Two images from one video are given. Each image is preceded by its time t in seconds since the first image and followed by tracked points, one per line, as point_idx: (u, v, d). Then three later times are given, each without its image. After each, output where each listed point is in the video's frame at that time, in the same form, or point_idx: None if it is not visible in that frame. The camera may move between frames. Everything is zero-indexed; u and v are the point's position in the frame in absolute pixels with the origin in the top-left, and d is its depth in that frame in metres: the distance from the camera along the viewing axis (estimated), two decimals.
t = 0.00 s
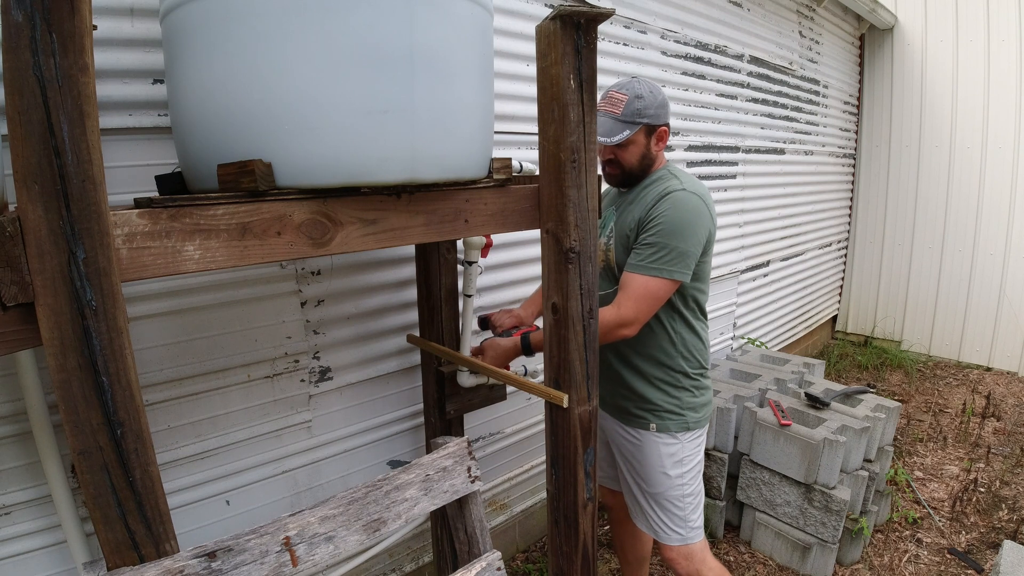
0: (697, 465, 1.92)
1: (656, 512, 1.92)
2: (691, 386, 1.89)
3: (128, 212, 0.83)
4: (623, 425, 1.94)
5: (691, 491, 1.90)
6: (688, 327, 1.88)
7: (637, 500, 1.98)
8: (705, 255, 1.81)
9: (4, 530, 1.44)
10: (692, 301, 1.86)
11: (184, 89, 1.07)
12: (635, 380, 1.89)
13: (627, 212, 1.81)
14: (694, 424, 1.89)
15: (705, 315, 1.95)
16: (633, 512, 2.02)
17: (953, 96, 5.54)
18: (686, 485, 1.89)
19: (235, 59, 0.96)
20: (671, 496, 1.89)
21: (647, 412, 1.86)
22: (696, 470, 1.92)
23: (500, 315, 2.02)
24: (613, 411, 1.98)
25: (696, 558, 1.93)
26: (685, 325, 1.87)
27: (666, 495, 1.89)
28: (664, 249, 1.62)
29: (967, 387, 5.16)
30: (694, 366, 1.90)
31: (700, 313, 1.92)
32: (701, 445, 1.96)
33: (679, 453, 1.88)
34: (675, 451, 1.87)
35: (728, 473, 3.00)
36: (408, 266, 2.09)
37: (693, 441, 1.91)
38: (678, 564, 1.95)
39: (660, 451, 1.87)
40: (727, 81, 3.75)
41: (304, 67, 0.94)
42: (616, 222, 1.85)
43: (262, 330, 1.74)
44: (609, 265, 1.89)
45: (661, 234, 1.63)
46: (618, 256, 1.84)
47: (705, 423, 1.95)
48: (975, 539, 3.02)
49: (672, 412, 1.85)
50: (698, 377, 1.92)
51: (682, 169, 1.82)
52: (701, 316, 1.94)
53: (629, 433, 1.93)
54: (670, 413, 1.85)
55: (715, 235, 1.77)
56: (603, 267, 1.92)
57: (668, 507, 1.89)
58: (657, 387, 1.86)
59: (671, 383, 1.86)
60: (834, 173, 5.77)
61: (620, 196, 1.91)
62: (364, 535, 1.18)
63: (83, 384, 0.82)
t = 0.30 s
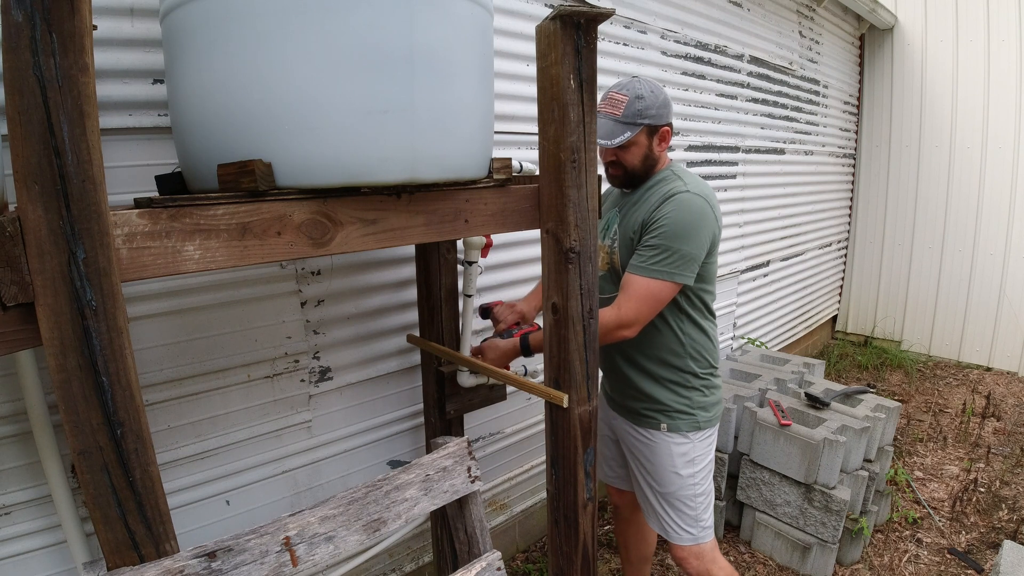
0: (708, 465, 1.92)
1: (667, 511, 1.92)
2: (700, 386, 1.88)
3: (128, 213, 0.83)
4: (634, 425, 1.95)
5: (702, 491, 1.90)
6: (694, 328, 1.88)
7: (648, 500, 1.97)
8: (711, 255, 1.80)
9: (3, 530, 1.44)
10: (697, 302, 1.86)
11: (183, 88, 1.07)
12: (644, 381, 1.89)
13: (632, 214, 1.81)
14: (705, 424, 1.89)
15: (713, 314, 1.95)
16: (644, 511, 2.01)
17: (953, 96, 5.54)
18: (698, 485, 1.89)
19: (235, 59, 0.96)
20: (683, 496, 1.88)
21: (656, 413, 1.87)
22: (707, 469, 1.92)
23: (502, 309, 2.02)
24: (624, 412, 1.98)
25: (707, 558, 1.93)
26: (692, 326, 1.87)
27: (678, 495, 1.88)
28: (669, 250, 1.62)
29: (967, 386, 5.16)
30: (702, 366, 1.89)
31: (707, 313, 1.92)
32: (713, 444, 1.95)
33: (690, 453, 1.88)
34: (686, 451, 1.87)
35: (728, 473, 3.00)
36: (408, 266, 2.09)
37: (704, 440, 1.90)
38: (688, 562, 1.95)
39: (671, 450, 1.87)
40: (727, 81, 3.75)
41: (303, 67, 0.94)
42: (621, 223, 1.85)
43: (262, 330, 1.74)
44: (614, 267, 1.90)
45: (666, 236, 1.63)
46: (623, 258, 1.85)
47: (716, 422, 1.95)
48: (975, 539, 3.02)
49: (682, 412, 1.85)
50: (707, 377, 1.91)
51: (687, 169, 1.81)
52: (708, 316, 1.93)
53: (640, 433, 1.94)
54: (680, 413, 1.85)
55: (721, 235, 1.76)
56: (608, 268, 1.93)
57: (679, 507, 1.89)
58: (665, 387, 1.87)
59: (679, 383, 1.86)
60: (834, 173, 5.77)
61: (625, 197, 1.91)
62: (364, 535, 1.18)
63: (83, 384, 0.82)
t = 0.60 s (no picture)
0: (712, 466, 1.92)
1: (672, 512, 1.92)
2: (704, 387, 1.88)
3: (128, 212, 0.83)
4: (638, 426, 1.95)
5: (707, 492, 1.90)
6: (697, 329, 1.87)
7: (652, 501, 1.98)
8: (712, 257, 1.80)
9: (4, 530, 1.44)
10: (699, 303, 1.85)
11: (184, 88, 1.07)
12: (647, 383, 1.90)
13: (633, 216, 1.81)
14: (709, 425, 1.88)
15: (716, 315, 1.94)
16: (648, 511, 2.02)
17: (953, 96, 5.54)
18: (702, 486, 1.89)
19: (235, 59, 0.96)
20: (686, 497, 1.88)
21: (660, 414, 1.87)
22: (712, 470, 1.92)
23: (498, 306, 2.02)
24: (628, 412, 1.99)
25: (712, 558, 1.93)
26: (694, 328, 1.86)
27: (682, 496, 1.89)
28: (670, 252, 1.62)
29: (967, 386, 5.15)
30: (705, 368, 1.89)
31: (710, 313, 1.91)
32: (717, 445, 1.95)
33: (694, 454, 1.88)
34: (690, 452, 1.87)
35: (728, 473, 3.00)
36: (408, 266, 2.09)
37: (708, 441, 1.90)
38: (692, 563, 1.95)
39: (675, 451, 1.87)
40: (727, 81, 3.75)
41: (304, 66, 0.94)
42: (622, 225, 1.85)
43: (262, 330, 1.74)
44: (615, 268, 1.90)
45: (667, 238, 1.63)
46: (624, 259, 1.84)
47: (720, 423, 1.94)
48: (975, 539, 3.02)
49: (685, 413, 1.85)
50: (710, 378, 1.91)
51: (689, 171, 1.81)
52: (711, 316, 1.93)
53: (644, 433, 1.94)
54: (683, 415, 1.85)
55: (722, 237, 1.76)
56: (609, 270, 1.92)
57: (684, 508, 1.89)
58: (668, 388, 1.87)
59: (682, 385, 1.86)
60: (834, 173, 5.77)
61: (627, 199, 1.91)
62: (364, 535, 1.18)
63: (83, 384, 0.82)
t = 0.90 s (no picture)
0: (711, 467, 1.92)
1: (670, 512, 1.92)
2: (703, 388, 1.88)
3: (128, 213, 0.83)
4: (638, 426, 1.96)
5: (705, 493, 1.89)
6: (697, 331, 1.87)
7: (651, 500, 1.98)
8: (712, 257, 1.80)
9: (4, 530, 1.44)
10: (699, 304, 1.85)
11: (184, 88, 1.07)
12: (647, 384, 1.90)
13: (631, 218, 1.81)
14: (709, 426, 1.88)
15: (717, 316, 1.94)
16: (648, 511, 2.02)
17: (953, 96, 5.55)
18: (700, 487, 1.88)
19: (235, 60, 0.96)
20: (685, 497, 1.89)
21: (660, 415, 1.87)
22: (711, 472, 1.91)
23: (504, 310, 2.02)
24: (629, 413, 1.99)
25: (711, 559, 1.93)
26: (695, 329, 1.86)
27: (680, 496, 1.89)
28: (668, 254, 1.62)
29: (967, 386, 5.16)
30: (705, 369, 1.89)
31: (711, 315, 1.91)
32: (717, 446, 1.95)
33: (693, 455, 1.87)
34: (689, 453, 1.87)
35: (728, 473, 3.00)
36: (408, 266, 2.09)
37: (708, 442, 1.90)
38: (692, 563, 1.95)
39: (673, 452, 1.87)
40: (727, 81, 3.75)
41: (304, 66, 0.94)
42: (621, 227, 1.85)
43: (262, 330, 1.74)
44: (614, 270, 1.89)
45: (665, 239, 1.63)
46: (624, 261, 1.84)
47: (721, 424, 1.94)
48: (975, 539, 3.02)
49: (685, 414, 1.85)
50: (710, 379, 1.90)
51: (687, 171, 1.81)
52: (712, 317, 1.92)
53: (644, 434, 1.94)
54: (682, 416, 1.85)
55: (721, 237, 1.75)
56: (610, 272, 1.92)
57: (682, 508, 1.89)
58: (668, 390, 1.87)
59: (682, 386, 1.86)
60: (834, 173, 5.77)
61: (626, 200, 1.91)
62: (363, 535, 1.18)
63: (83, 384, 0.82)
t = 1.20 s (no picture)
0: (712, 468, 1.91)
1: (670, 514, 1.92)
2: (704, 389, 1.87)
3: (128, 213, 0.83)
4: (638, 427, 1.96)
5: (705, 495, 1.89)
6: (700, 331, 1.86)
7: (650, 502, 1.98)
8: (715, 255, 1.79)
9: (4, 530, 1.44)
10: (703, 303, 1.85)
11: (184, 88, 1.07)
12: (648, 385, 1.90)
13: (633, 217, 1.79)
14: (709, 427, 1.87)
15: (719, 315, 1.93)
16: (648, 512, 2.02)
17: (953, 96, 5.54)
18: (701, 488, 1.88)
19: (235, 59, 0.96)
20: (685, 499, 1.89)
21: (659, 416, 1.87)
22: (712, 474, 1.91)
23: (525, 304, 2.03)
24: (629, 414, 1.99)
25: (711, 560, 1.93)
26: (698, 329, 1.86)
27: (680, 498, 1.89)
28: (676, 253, 1.60)
29: (967, 386, 5.15)
30: (707, 369, 1.88)
31: (713, 314, 1.90)
32: (717, 448, 1.94)
33: (693, 457, 1.87)
34: (689, 455, 1.87)
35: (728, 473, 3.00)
36: (408, 266, 2.09)
37: (708, 444, 1.89)
38: (693, 564, 1.95)
39: (673, 453, 1.87)
40: (727, 81, 3.75)
41: (304, 67, 0.94)
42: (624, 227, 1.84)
43: (262, 330, 1.74)
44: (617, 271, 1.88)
45: (671, 239, 1.61)
46: (627, 261, 1.83)
47: (721, 425, 1.93)
48: (975, 539, 3.02)
49: (685, 415, 1.85)
50: (713, 380, 1.90)
51: (686, 168, 1.80)
52: (713, 317, 1.92)
53: (643, 435, 1.94)
54: (682, 417, 1.85)
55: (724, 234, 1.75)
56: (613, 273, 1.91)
57: (682, 510, 1.89)
58: (668, 391, 1.87)
59: (683, 387, 1.86)
60: (834, 173, 5.77)
61: (626, 201, 1.90)
62: (364, 535, 1.18)
63: (83, 384, 0.82)
